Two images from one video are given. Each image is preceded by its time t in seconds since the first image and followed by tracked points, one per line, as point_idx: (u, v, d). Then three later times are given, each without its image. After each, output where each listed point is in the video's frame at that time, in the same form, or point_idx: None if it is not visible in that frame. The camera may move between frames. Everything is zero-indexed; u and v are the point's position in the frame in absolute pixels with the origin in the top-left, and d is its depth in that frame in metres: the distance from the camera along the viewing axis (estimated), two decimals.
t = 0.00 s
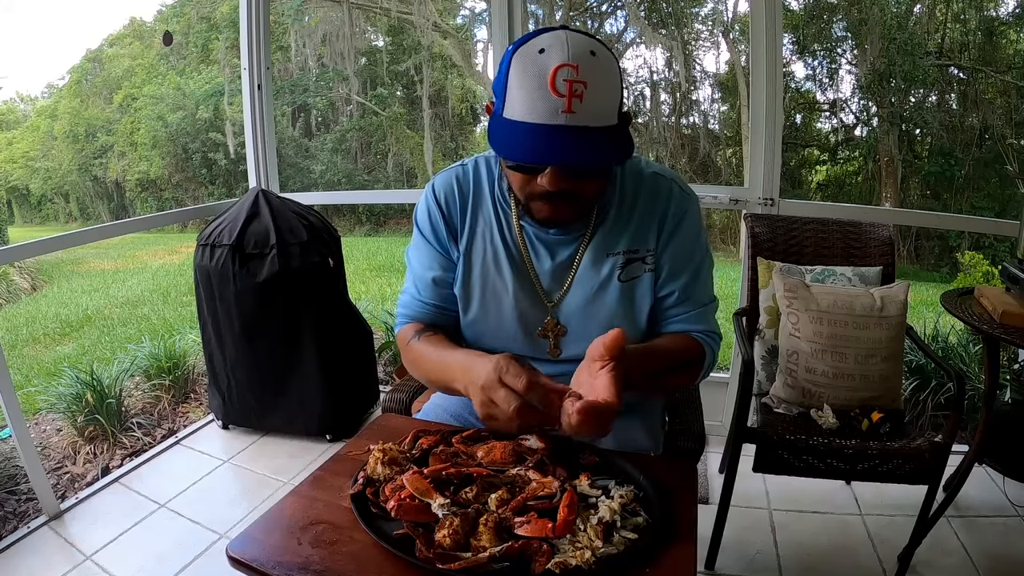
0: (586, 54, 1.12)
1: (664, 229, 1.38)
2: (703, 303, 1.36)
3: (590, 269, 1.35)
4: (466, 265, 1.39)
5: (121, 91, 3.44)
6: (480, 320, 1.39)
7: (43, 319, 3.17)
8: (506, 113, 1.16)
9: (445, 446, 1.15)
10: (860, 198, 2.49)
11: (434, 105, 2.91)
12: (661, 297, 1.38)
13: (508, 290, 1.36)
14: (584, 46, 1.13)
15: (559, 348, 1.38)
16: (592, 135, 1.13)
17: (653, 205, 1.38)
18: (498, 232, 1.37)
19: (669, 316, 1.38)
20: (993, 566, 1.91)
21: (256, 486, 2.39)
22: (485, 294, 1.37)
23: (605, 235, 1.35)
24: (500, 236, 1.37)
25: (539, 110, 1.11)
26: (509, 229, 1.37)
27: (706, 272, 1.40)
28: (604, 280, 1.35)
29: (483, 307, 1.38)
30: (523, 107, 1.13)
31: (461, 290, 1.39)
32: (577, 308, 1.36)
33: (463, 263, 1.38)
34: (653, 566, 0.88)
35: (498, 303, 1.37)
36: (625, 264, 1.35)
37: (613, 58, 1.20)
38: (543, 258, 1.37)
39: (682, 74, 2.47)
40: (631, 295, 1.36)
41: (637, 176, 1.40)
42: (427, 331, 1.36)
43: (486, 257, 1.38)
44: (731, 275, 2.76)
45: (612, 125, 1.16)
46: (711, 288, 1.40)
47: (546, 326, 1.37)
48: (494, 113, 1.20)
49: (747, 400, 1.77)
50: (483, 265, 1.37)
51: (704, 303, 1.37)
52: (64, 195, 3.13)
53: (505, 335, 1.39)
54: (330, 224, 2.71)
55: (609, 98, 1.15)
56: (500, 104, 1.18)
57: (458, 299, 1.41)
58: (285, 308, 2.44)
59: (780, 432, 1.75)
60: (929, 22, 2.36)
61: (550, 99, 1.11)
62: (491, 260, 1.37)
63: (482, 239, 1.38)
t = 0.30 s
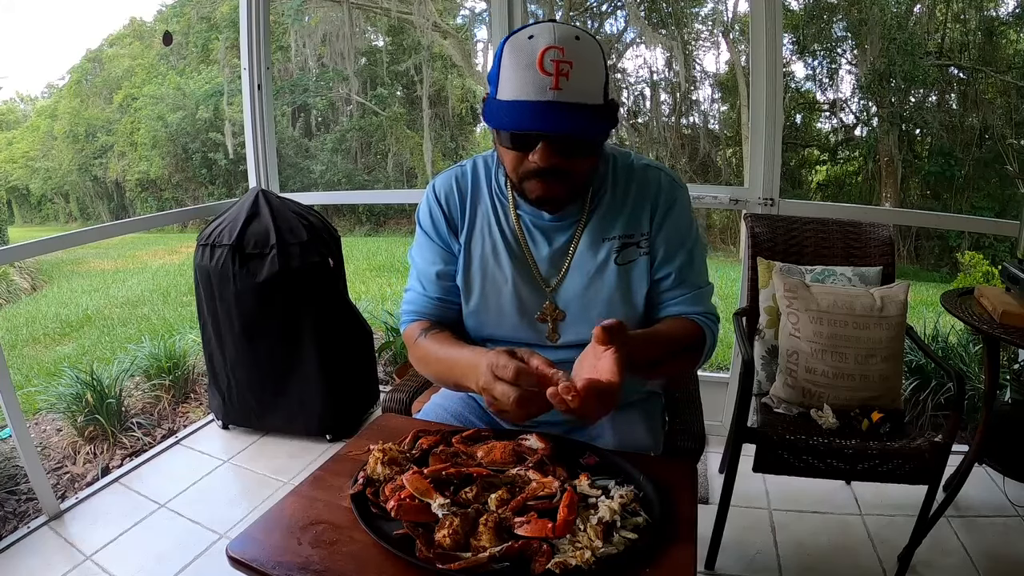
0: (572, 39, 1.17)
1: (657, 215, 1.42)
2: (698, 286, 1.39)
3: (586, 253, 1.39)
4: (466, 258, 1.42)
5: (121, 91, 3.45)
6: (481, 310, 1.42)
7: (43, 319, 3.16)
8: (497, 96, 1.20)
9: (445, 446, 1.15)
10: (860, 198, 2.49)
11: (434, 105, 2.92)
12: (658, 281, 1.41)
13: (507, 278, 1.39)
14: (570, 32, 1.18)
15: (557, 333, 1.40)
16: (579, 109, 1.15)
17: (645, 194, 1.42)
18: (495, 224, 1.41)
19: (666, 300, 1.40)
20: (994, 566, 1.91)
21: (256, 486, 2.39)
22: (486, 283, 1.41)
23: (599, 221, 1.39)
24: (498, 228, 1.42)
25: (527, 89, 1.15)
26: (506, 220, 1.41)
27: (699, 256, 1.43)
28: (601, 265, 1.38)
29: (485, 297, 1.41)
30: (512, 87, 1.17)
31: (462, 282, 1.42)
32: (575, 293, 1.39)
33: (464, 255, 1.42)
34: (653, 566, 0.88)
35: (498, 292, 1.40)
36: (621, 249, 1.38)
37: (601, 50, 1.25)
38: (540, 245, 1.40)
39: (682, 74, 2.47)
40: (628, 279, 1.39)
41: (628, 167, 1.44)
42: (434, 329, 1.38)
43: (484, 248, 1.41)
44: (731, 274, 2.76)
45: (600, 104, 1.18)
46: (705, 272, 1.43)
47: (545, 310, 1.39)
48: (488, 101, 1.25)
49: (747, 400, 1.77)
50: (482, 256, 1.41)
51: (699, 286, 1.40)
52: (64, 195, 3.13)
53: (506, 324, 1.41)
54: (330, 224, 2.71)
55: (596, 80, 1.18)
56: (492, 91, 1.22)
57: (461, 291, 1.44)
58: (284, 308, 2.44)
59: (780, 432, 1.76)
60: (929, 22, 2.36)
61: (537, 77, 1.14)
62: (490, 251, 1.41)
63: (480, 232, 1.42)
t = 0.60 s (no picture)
0: (549, 32, 1.26)
1: (652, 207, 1.43)
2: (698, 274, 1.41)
3: (583, 245, 1.40)
4: (465, 255, 1.44)
5: (121, 91, 3.45)
6: (481, 305, 1.42)
7: (43, 319, 3.16)
8: (484, 91, 1.29)
9: (445, 446, 1.15)
10: (860, 198, 2.49)
11: (434, 105, 2.92)
12: (657, 272, 1.42)
13: (505, 271, 1.40)
14: (547, 26, 1.27)
15: (556, 325, 1.40)
16: (561, 95, 1.23)
17: (638, 187, 1.44)
18: (492, 221, 1.44)
19: (668, 291, 1.41)
20: (994, 566, 1.91)
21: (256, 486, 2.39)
22: (485, 277, 1.42)
23: (594, 215, 1.41)
24: (495, 225, 1.44)
25: (511, 80, 1.23)
26: (502, 216, 1.44)
27: (696, 245, 1.45)
28: (599, 256, 1.39)
29: (485, 291, 1.41)
30: (497, 81, 1.25)
31: (461, 279, 1.43)
32: (574, 285, 1.39)
33: (462, 253, 1.44)
34: (653, 565, 0.88)
35: (496, 286, 1.41)
36: (618, 241, 1.40)
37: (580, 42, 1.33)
38: (536, 238, 1.42)
39: (682, 74, 2.47)
40: (627, 270, 1.39)
41: (619, 164, 1.47)
42: (433, 329, 1.38)
43: (482, 244, 1.43)
44: (731, 274, 2.76)
45: (582, 94, 1.26)
46: (703, 262, 1.45)
47: (544, 302, 1.39)
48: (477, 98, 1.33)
49: (747, 400, 1.76)
50: (480, 252, 1.43)
51: (698, 274, 1.41)
52: (64, 195, 3.13)
53: (505, 319, 1.41)
54: (330, 225, 2.71)
55: (575, 66, 1.26)
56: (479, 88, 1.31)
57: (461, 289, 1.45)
58: (284, 308, 2.44)
59: (780, 432, 1.76)
60: (929, 22, 2.36)
61: (518, 67, 1.23)
62: (487, 247, 1.43)
63: (477, 229, 1.44)
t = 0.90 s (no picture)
0: (541, 30, 1.26)
1: (647, 201, 1.43)
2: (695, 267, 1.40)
3: (581, 240, 1.40)
4: (464, 254, 1.44)
5: (120, 91, 3.46)
6: (481, 303, 1.42)
7: (43, 319, 3.16)
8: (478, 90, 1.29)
9: (445, 446, 1.15)
10: (860, 198, 2.49)
11: (433, 105, 2.91)
12: (655, 265, 1.42)
13: (504, 268, 1.40)
14: (539, 25, 1.27)
15: (555, 319, 1.40)
16: (554, 91, 1.23)
17: (633, 182, 1.45)
18: (490, 219, 1.44)
19: (666, 283, 1.41)
20: (994, 566, 1.91)
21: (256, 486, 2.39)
22: (485, 275, 1.42)
23: (590, 210, 1.42)
24: (493, 223, 1.44)
25: (504, 79, 1.24)
26: (499, 214, 1.44)
27: (692, 238, 1.45)
28: (597, 249, 1.39)
29: (485, 288, 1.41)
30: (491, 80, 1.26)
31: (461, 277, 1.43)
32: (573, 280, 1.39)
33: (462, 252, 1.44)
34: (653, 565, 0.88)
35: (495, 282, 1.41)
36: (615, 235, 1.40)
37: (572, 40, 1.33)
38: (534, 235, 1.42)
39: (682, 74, 2.47)
40: (625, 263, 1.39)
41: (614, 161, 1.48)
42: (433, 327, 1.38)
43: (481, 243, 1.43)
44: (731, 274, 2.76)
45: (575, 90, 1.27)
46: (699, 255, 1.44)
47: (543, 297, 1.39)
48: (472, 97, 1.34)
49: (747, 400, 1.76)
50: (479, 250, 1.43)
51: (695, 267, 1.41)
52: (64, 194, 3.13)
53: (505, 315, 1.42)
54: (330, 225, 2.71)
55: (567, 64, 1.26)
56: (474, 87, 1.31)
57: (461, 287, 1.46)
58: (284, 308, 2.44)
59: (780, 432, 1.76)
60: (929, 22, 2.35)
61: (511, 66, 1.23)
62: (486, 245, 1.43)
63: (476, 228, 1.45)
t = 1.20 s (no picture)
0: (532, 30, 1.26)
1: (642, 198, 1.43)
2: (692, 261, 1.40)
3: (578, 235, 1.40)
4: (463, 252, 1.44)
5: (120, 91, 3.47)
6: (481, 300, 1.43)
7: (43, 318, 3.16)
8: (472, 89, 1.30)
9: (445, 446, 1.15)
10: (860, 198, 2.49)
11: (433, 105, 2.91)
12: (651, 260, 1.42)
13: (502, 264, 1.40)
14: (530, 26, 1.27)
15: (554, 314, 1.40)
16: (546, 87, 1.23)
17: (628, 179, 1.45)
18: (489, 218, 1.44)
19: (663, 278, 1.41)
20: (993, 566, 1.91)
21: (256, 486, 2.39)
22: (484, 272, 1.42)
23: (586, 206, 1.42)
24: (492, 222, 1.44)
25: (497, 78, 1.25)
26: (498, 213, 1.44)
27: (687, 233, 1.44)
28: (593, 244, 1.39)
29: (484, 286, 1.42)
30: (484, 80, 1.26)
31: (461, 275, 1.44)
32: (570, 274, 1.39)
33: (461, 250, 1.44)
34: (653, 565, 0.88)
35: (494, 279, 1.41)
36: (611, 230, 1.40)
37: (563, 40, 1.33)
38: (532, 231, 1.42)
39: (682, 74, 2.47)
40: (621, 258, 1.39)
41: (608, 160, 1.48)
42: (433, 324, 1.38)
43: (480, 241, 1.43)
44: (731, 274, 2.76)
45: (567, 86, 1.27)
46: (696, 249, 1.44)
47: (540, 292, 1.40)
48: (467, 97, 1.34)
49: (746, 400, 1.76)
50: (478, 249, 1.43)
51: (692, 261, 1.41)
52: (64, 194, 3.13)
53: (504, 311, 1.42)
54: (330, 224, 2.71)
55: (558, 62, 1.26)
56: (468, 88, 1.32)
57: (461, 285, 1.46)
58: (284, 308, 2.44)
59: (780, 432, 1.76)
60: (929, 22, 2.35)
61: (503, 65, 1.24)
62: (485, 243, 1.43)
63: (475, 227, 1.45)
